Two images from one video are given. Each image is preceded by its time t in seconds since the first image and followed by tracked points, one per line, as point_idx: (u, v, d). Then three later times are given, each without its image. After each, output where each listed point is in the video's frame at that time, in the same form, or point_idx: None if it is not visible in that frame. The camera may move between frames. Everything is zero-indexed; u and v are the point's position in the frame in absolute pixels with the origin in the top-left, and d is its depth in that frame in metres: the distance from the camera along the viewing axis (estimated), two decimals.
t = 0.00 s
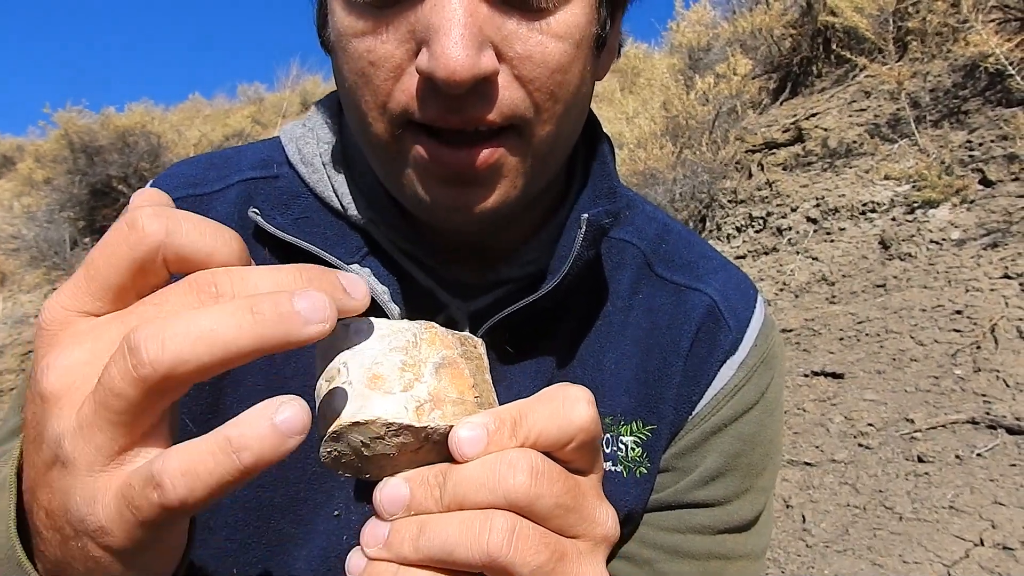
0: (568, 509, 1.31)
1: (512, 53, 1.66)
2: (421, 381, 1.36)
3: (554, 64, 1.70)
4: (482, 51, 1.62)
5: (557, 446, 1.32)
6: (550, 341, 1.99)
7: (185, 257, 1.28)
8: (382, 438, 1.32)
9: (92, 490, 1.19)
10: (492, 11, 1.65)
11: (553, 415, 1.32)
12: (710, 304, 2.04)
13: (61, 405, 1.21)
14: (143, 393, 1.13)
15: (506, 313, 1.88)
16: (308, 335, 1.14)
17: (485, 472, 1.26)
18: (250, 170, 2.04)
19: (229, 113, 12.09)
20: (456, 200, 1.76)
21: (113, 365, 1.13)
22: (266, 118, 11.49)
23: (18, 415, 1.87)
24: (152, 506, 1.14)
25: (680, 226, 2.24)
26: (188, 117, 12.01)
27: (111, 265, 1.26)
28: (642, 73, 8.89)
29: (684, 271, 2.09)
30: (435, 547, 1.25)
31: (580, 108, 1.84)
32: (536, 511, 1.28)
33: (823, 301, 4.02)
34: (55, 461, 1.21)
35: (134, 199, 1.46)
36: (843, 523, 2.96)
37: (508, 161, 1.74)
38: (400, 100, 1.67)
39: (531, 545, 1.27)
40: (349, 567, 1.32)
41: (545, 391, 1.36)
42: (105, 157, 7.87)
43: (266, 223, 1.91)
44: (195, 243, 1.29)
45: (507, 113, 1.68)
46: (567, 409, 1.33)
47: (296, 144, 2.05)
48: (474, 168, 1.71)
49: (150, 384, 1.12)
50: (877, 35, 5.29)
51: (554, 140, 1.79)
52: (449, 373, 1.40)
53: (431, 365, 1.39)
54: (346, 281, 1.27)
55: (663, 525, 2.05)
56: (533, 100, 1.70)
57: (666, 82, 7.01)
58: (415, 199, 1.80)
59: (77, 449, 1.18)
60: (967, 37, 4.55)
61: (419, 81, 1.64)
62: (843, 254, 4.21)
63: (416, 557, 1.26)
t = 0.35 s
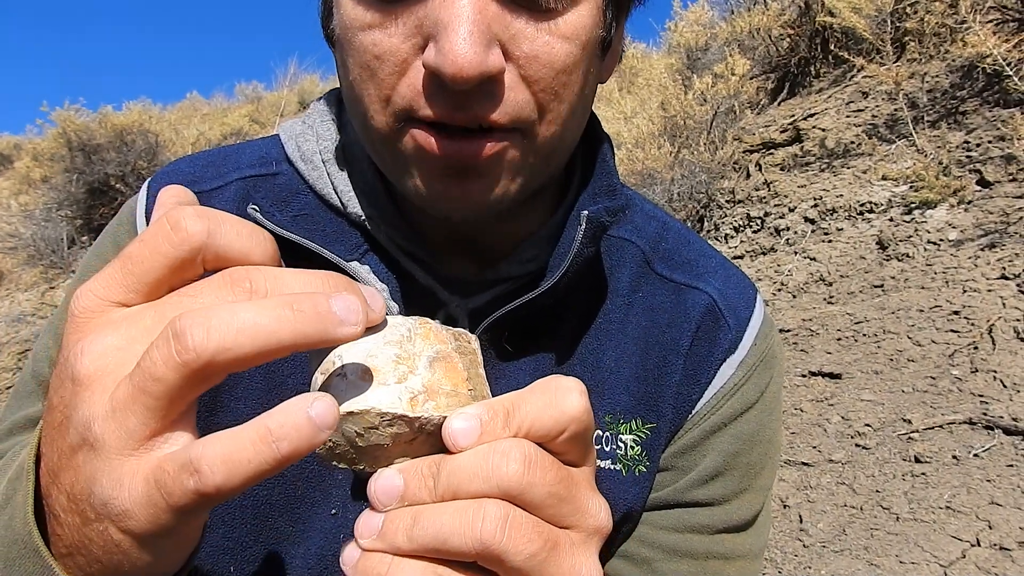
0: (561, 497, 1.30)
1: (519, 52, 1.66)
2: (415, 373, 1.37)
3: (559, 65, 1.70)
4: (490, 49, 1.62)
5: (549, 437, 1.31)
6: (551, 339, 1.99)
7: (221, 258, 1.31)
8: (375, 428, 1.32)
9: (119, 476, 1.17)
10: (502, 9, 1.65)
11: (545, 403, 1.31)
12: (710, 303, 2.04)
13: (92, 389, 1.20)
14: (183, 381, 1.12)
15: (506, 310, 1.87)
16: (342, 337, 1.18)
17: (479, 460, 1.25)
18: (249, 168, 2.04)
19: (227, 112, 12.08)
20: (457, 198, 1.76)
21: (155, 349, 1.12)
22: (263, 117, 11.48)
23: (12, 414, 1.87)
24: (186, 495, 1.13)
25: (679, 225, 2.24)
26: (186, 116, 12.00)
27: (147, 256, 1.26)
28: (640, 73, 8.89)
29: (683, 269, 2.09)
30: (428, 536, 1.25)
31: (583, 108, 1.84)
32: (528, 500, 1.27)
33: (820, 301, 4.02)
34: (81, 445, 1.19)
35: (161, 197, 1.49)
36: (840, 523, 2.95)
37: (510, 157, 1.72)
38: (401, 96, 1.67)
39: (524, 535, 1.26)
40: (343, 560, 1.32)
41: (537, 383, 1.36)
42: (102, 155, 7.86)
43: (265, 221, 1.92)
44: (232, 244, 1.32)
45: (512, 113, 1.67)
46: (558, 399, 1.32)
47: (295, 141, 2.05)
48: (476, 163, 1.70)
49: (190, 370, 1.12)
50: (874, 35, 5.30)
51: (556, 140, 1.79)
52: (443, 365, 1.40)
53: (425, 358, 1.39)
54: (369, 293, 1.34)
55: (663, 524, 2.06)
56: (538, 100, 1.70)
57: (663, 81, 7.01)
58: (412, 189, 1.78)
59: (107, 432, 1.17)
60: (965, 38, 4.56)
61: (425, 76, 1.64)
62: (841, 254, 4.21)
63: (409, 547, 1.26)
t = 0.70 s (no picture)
0: (549, 508, 1.30)
1: (522, 47, 1.66)
2: (411, 374, 1.38)
3: (563, 61, 1.70)
4: (493, 44, 1.62)
5: (543, 445, 1.31)
6: (553, 335, 1.98)
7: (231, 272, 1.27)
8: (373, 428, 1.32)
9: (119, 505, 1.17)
10: (506, 5, 1.64)
11: (539, 414, 1.32)
12: (712, 301, 2.05)
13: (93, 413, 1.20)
14: (184, 415, 1.11)
15: (509, 305, 1.88)
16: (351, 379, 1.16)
17: (467, 467, 1.26)
18: (252, 161, 2.04)
19: (230, 105, 12.07)
20: (456, 194, 1.75)
21: (158, 384, 1.11)
22: (267, 110, 11.46)
23: (12, 405, 1.87)
24: (178, 535, 1.13)
25: (681, 222, 2.24)
26: (190, 108, 12.00)
27: (154, 274, 1.25)
28: (644, 69, 8.88)
29: (686, 266, 2.09)
30: (414, 539, 1.25)
31: (587, 106, 1.84)
32: (516, 509, 1.27)
33: (822, 300, 4.01)
34: (81, 469, 1.19)
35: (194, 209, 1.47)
36: (840, 521, 2.95)
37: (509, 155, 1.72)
38: (403, 89, 1.66)
39: (509, 544, 1.26)
40: (333, 557, 1.33)
41: (534, 391, 1.36)
42: (106, 147, 7.86)
43: (268, 214, 1.91)
44: (242, 257, 1.27)
45: (512, 110, 1.66)
46: (553, 409, 1.32)
47: (298, 134, 2.05)
48: (472, 156, 1.69)
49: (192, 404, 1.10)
50: (879, 33, 5.28)
51: (559, 136, 1.78)
52: (440, 367, 1.41)
53: (422, 359, 1.41)
54: (380, 314, 1.29)
55: (662, 521, 2.06)
56: (540, 97, 1.70)
57: (667, 78, 7.01)
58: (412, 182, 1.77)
59: (103, 460, 1.16)
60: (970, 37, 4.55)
61: (426, 70, 1.63)
62: (843, 253, 4.21)
63: (395, 548, 1.27)
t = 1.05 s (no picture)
0: (572, 539, 1.31)
1: (525, 46, 1.67)
2: (434, 395, 1.31)
3: (566, 59, 1.70)
4: (496, 45, 1.62)
5: (567, 473, 1.32)
6: (553, 335, 1.98)
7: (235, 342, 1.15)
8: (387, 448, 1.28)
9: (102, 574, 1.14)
10: (508, 5, 1.65)
11: (565, 447, 1.32)
12: (712, 301, 2.04)
13: (80, 482, 1.14)
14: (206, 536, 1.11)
15: (509, 306, 1.88)
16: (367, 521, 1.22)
17: (489, 498, 1.27)
18: (253, 161, 2.04)
19: (230, 105, 12.08)
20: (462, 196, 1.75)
21: (196, 496, 1.11)
22: (266, 110, 11.47)
23: (13, 407, 1.87)
24: None
25: (681, 223, 2.24)
26: (190, 108, 12.00)
27: (170, 333, 1.17)
28: (644, 69, 8.90)
29: (686, 267, 2.09)
30: (432, 564, 1.27)
31: (589, 109, 1.85)
32: (537, 543, 1.28)
33: (822, 299, 4.01)
34: (66, 529, 1.15)
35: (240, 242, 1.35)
36: (839, 521, 2.95)
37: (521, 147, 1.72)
38: (407, 90, 1.67)
39: None
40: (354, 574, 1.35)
41: (559, 417, 1.37)
42: (105, 148, 7.88)
43: (270, 215, 1.90)
44: (251, 328, 1.14)
45: (517, 110, 1.67)
46: (578, 442, 1.32)
47: (299, 135, 2.05)
48: (481, 159, 1.70)
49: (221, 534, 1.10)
50: (879, 33, 5.29)
51: (564, 137, 1.78)
52: (464, 384, 1.33)
53: (445, 375, 1.33)
54: (360, 395, 1.11)
55: (662, 522, 2.07)
56: (544, 96, 1.70)
57: (667, 78, 7.01)
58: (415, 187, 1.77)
59: (95, 530, 1.12)
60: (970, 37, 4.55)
61: (431, 72, 1.64)
62: (843, 253, 4.21)
63: (413, 570, 1.28)
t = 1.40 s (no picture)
0: (583, 534, 1.31)
1: (522, 41, 1.67)
2: (438, 392, 1.33)
3: (563, 54, 1.70)
4: (491, 39, 1.62)
5: (577, 469, 1.32)
6: (553, 340, 1.99)
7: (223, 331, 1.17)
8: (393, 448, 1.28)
9: None
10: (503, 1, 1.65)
11: (576, 443, 1.32)
12: (713, 306, 2.03)
13: (87, 485, 1.14)
14: (215, 517, 1.11)
15: (510, 312, 1.88)
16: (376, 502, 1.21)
17: (501, 494, 1.27)
18: (253, 169, 2.04)
19: (230, 112, 12.10)
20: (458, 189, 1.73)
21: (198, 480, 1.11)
22: (267, 117, 11.49)
23: (15, 416, 1.87)
24: None
25: (682, 227, 2.24)
26: (190, 115, 12.02)
27: (160, 331, 1.19)
28: (643, 73, 8.91)
29: (687, 271, 2.09)
30: (444, 564, 1.25)
31: (587, 106, 1.84)
32: (550, 537, 1.28)
33: (824, 301, 4.01)
34: (77, 533, 1.15)
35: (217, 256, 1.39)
36: (843, 524, 2.95)
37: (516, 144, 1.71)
38: (405, 89, 1.67)
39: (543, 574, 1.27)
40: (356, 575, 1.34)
41: (568, 413, 1.37)
42: (107, 155, 7.89)
43: (270, 222, 1.90)
44: (238, 315, 1.17)
45: (512, 104, 1.66)
46: (589, 437, 1.33)
47: (299, 142, 2.06)
48: (478, 153, 1.69)
49: (229, 512, 1.10)
50: (878, 35, 5.30)
51: (563, 133, 1.78)
52: (467, 384, 1.36)
53: (448, 374, 1.35)
54: (353, 365, 1.10)
55: (664, 526, 2.07)
56: (541, 92, 1.70)
57: (667, 81, 7.03)
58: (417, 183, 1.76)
59: (105, 528, 1.12)
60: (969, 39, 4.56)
61: (426, 68, 1.64)
62: (844, 254, 4.21)
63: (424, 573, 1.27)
